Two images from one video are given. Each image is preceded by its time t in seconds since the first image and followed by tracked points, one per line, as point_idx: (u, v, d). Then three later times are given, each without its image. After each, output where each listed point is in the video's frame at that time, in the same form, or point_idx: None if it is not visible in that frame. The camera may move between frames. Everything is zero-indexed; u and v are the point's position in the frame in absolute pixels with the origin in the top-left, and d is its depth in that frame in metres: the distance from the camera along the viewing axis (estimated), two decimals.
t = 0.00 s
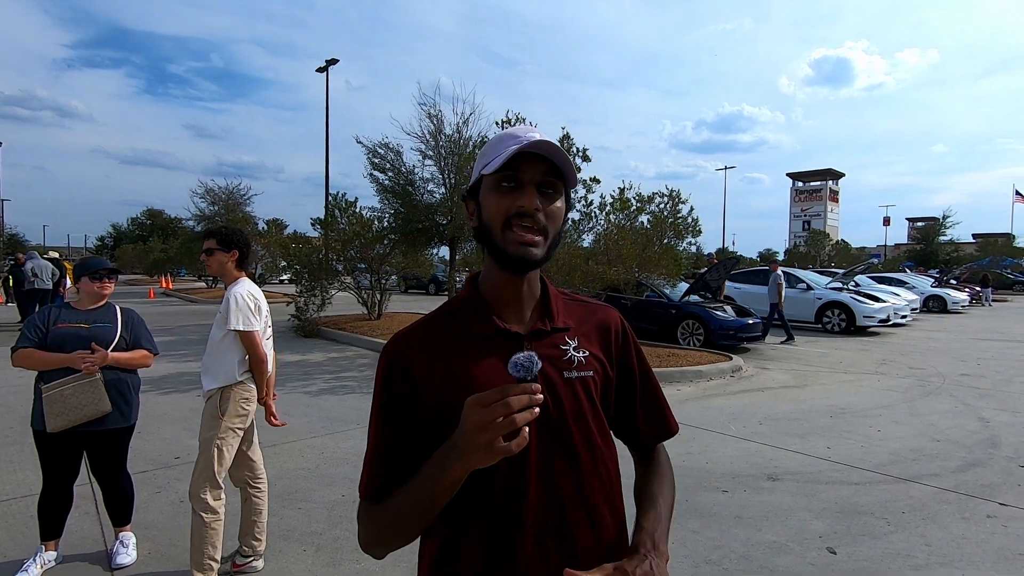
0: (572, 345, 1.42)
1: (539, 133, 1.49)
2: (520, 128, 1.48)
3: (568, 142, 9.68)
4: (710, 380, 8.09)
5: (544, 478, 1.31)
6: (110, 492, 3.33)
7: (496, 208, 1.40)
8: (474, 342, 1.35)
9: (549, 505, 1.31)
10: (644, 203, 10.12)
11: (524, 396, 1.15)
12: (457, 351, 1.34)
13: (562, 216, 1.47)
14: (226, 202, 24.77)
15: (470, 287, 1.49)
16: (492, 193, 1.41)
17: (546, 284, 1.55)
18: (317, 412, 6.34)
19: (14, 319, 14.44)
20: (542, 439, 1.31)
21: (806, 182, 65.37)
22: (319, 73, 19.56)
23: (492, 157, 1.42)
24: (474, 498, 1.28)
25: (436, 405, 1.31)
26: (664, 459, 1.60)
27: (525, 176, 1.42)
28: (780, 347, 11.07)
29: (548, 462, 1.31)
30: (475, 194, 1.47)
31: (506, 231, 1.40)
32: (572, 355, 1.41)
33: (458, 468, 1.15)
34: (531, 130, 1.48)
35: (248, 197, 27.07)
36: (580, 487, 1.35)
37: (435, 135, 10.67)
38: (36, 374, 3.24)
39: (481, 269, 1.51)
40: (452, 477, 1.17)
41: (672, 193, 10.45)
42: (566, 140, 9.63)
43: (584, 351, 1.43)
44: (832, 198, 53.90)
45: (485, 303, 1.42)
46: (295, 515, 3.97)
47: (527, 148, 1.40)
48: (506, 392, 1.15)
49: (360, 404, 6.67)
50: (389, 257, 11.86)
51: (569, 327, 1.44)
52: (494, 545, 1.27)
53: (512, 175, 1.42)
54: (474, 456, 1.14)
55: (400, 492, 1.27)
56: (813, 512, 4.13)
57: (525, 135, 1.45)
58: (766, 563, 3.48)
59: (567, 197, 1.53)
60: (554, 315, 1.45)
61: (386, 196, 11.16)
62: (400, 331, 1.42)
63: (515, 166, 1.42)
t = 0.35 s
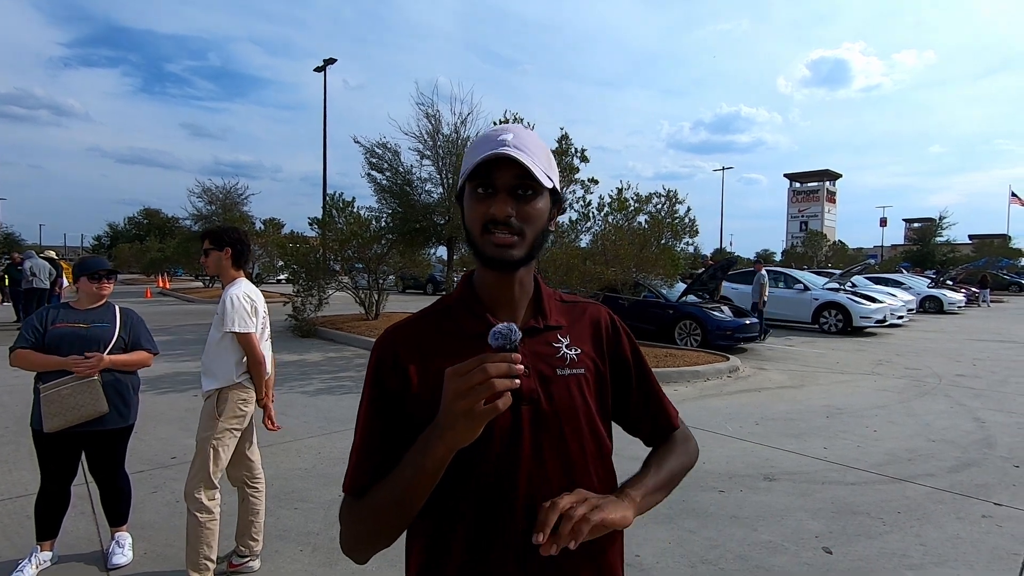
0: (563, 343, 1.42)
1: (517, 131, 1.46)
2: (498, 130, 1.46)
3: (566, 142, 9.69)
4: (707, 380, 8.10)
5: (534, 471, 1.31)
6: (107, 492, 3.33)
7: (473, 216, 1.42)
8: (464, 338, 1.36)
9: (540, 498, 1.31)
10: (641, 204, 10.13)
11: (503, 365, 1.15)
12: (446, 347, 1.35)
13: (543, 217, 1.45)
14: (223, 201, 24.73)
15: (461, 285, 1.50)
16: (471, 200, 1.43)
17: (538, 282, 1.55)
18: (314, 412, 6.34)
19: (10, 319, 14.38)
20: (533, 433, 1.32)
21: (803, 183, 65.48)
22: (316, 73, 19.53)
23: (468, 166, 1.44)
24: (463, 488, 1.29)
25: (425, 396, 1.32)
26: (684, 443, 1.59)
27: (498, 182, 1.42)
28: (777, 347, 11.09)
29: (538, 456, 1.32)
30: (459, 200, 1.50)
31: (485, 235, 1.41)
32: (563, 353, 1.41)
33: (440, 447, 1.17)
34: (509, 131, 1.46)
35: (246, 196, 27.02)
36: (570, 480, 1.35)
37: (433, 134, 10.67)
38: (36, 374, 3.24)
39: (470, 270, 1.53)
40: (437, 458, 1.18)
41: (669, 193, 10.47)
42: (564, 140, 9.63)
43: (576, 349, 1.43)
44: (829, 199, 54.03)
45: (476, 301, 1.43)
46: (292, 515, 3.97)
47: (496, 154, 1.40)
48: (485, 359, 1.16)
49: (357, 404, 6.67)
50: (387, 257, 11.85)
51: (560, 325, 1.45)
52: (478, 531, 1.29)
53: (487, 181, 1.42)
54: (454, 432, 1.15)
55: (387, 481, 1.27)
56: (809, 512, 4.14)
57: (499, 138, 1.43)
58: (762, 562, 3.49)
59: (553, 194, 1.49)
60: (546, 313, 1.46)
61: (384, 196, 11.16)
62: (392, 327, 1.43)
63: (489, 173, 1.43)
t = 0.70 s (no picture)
0: (558, 343, 1.42)
1: (515, 134, 1.47)
2: (497, 133, 1.46)
3: (564, 142, 9.69)
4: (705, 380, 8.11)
5: (527, 471, 1.31)
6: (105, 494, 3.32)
7: (473, 218, 1.42)
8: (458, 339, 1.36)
9: (534, 498, 1.31)
10: (639, 204, 10.14)
11: (484, 362, 1.15)
12: (441, 348, 1.36)
13: (542, 219, 1.46)
14: (221, 202, 24.68)
15: (458, 287, 1.50)
16: (470, 202, 1.43)
17: (535, 283, 1.55)
18: (312, 413, 6.34)
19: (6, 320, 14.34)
20: (526, 433, 1.32)
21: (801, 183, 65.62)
22: (315, 72, 19.50)
23: (468, 168, 1.44)
24: (456, 488, 1.30)
25: (419, 397, 1.32)
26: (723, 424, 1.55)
27: (499, 184, 1.43)
28: (775, 347, 11.10)
29: (531, 457, 1.32)
30: (457, 202, 1.50)
31: (484, 238, 1.41)
32: (558, 353, 1.41)
33: (428, 446, 1.17)
34: (509, 133, 1.47)
35: (243, 197, 26.95)
36: (565, 478, 1.34)
37: (431, 135, 10.67)
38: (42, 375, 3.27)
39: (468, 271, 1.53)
40: (426, 458, 1.18)
41: (667, 193, 10.47)
42: (562, 140, 9.64)
43: (571, 349, 1.43)
44: (827, 199, 54.12)
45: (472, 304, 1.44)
46: (291, 516, 3.96)
47: (494, 157, 1.40)
48: (467, 358, 1.16)
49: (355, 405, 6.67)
50: (385, 258, 11.84)
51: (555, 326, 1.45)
52: (471, 531, 1.30)
53: (487, 184, 1.43)
54: (443, 430, 1.15)
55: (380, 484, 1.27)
56: (807, 512, 4.15)
57: (498, 140, 1.44)
58: (759, 562, 3.49)
59: (551, 196, 1.51)
60: (542, 314, 1.46)
61: (382, 196, 11.14)
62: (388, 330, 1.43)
63: (488, 177, 1.43)
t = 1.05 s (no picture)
0: (560, 344, 1.42)
1: (511, 135, 1.47)
2: (493, 134, 1.47)
3: (563, 143, 9.69)
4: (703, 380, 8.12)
5: (529, 472, 1.31)
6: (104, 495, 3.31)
7: (472, 219, 1.42)
8: (457, 341, 1.36)
9: (535, 500, 1.31)
10: (637, 204, 10.14)
11: (485, 363, 1.14)
12: (441, 349, 1.35)
13: (540, 217, 1.46)
14: (219, 202, 24.63)
15: (457, 290, 1.50)
16: (469, 203, 1.43)
17: (535, 285, 1.54)
18: (310, 413, 6.33)
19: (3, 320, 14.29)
20: (527, 434, 1.32)
21: (799, 183, 65.75)
22: (313, 72, 19.47)
23: (464, 170, 1.44)
24: (457, 490, 1.30)
25: (419, 399, 1.32)
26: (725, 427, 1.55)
27: (498, 184, 1.43)
28: (773, 348, 11.11)
29: (533, 458, 1.31)
30: (455, 204, 1.50)
31: (484, 238, 1.41)
32: (559, 354, 1.41)
33: (429, 448, 1.17)
34: (504, 133, 1.47)
35: (241, 197, 26.89)
36: (567, 480, 1.34)
37: (430, 135, 10.66)
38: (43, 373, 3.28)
39: (467, 273, 1.53)
40: (425, 459, 1.18)
41: (666, 194, 10.47)
42: (561, 141, 9.63)
43: (574, 351, 1.43)
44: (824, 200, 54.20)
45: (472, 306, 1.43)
46: (289, 516, 3.95)
47: (492, 158, 1.40)
48: (468, 359, 1.15)
49: (354, 405, 6.66)
50: (383, 258, 11.83)
51: (556, 327, 1.45)
52: (472, 533, 1.30)
53: (485, 184, 1.43)
54: (443, 432, 1.15)
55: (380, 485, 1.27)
56: (805, 512, 4.15)
57: (494, 141, 1.44)
58: (758, 563, 3.49)
59: (548, 195, 1.51)
60: (543, 315, 1.46)
61: (380, 196, 11.12)
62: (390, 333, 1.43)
63: (486, 177, 1.43)
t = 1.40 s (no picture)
0: (553, 345, 1.42)
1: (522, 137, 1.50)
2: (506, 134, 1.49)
3: (562, 144, 9.69)
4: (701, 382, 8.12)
5: (526, 475, 1.31)
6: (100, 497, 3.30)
7: (479, 210, 1.41)
8: (452, 345, 1.36)
9: (533, 504, 1.31)
10: (636, 206, 10.15)
11: (479, 379, 1.13)
12: (434, 354, 1.35)
13: (545, 220, 1.48)
14: (217, 202, 24.58)
15: (452, 291, 1.51)
16: (476, 195, 1.43)
17: (530, 285, 1.55)
18: (308, 414, 6.31)
19: None
20: (523, 437, 1.32)
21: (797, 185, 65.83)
22: (312, 73, 19.47)
23: (476, 161, 1.44)
24: (455, 497, 1.30)
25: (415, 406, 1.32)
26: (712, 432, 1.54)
27: (509, 180, 1.44)
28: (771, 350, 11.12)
29: (528, 461, 1.31)
30: (460, 193, 1.49)
31: (489, 232, 1.41)
32: (553, 354, 1.41)
33: (424, 459, 1.16)
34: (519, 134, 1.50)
35: (239, 197, 26.84)
36: (564, 482, 1.34)
37: (429, 136, 10.65)
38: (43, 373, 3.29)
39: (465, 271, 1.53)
40: (422, 469, 1.18)
41: (664, 196, 10.48)
42: (559, 142, 9.64)
43: (567, 350, 1.43)
44: (822, 202, 54.30)
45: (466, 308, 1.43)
46: (286, 518, 3.94)
47: (508, 153, 1.42)
48: (461, 375, 1.14)
49: (352, 406, 6.65)
50: (381, 259, 11.83)
51: (549, 327, 1.45)
52: (472, 539, 1.29)
53: (496, 178, 1.43)
54: (439, 445, 1.14)
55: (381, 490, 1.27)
56: (803, 514, 4.16)
57: (507, 139, 1.46)
58: (756, 565, 3.49)
59: (551, 200, 1.54)
60: (536, 315, 1.46)
61: (379, 197, 11.10)
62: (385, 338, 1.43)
63: (498, 171, 1.44)
